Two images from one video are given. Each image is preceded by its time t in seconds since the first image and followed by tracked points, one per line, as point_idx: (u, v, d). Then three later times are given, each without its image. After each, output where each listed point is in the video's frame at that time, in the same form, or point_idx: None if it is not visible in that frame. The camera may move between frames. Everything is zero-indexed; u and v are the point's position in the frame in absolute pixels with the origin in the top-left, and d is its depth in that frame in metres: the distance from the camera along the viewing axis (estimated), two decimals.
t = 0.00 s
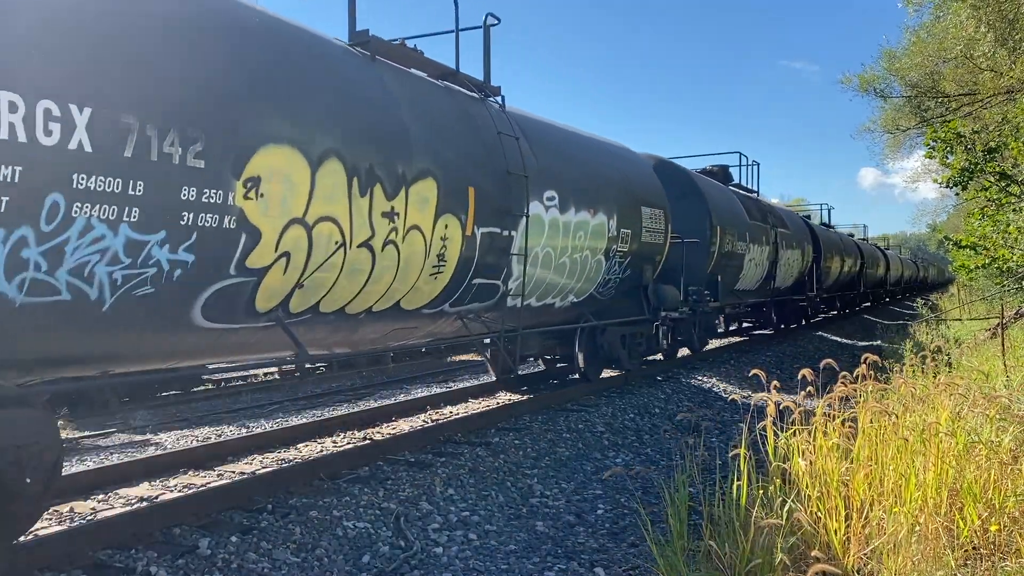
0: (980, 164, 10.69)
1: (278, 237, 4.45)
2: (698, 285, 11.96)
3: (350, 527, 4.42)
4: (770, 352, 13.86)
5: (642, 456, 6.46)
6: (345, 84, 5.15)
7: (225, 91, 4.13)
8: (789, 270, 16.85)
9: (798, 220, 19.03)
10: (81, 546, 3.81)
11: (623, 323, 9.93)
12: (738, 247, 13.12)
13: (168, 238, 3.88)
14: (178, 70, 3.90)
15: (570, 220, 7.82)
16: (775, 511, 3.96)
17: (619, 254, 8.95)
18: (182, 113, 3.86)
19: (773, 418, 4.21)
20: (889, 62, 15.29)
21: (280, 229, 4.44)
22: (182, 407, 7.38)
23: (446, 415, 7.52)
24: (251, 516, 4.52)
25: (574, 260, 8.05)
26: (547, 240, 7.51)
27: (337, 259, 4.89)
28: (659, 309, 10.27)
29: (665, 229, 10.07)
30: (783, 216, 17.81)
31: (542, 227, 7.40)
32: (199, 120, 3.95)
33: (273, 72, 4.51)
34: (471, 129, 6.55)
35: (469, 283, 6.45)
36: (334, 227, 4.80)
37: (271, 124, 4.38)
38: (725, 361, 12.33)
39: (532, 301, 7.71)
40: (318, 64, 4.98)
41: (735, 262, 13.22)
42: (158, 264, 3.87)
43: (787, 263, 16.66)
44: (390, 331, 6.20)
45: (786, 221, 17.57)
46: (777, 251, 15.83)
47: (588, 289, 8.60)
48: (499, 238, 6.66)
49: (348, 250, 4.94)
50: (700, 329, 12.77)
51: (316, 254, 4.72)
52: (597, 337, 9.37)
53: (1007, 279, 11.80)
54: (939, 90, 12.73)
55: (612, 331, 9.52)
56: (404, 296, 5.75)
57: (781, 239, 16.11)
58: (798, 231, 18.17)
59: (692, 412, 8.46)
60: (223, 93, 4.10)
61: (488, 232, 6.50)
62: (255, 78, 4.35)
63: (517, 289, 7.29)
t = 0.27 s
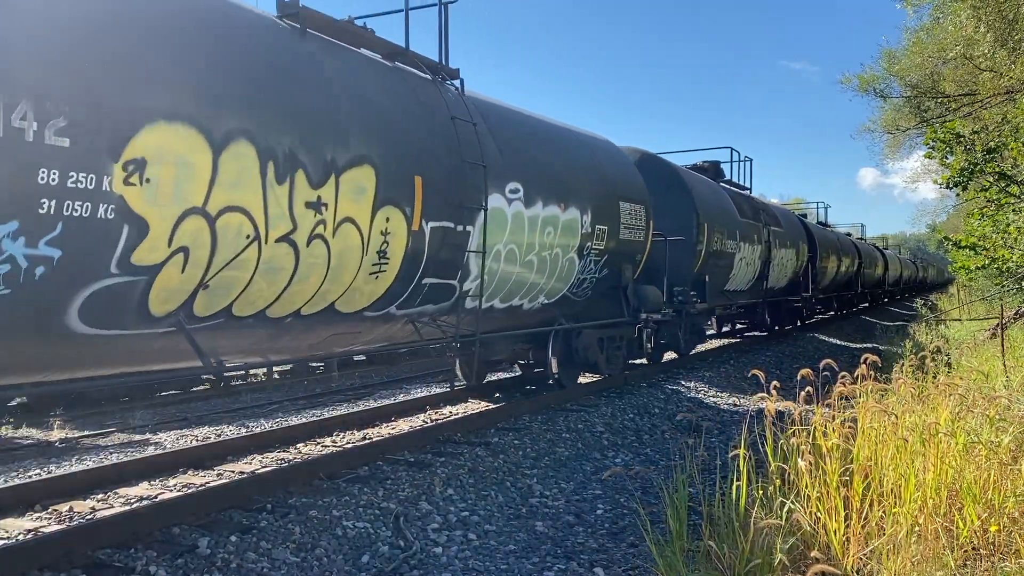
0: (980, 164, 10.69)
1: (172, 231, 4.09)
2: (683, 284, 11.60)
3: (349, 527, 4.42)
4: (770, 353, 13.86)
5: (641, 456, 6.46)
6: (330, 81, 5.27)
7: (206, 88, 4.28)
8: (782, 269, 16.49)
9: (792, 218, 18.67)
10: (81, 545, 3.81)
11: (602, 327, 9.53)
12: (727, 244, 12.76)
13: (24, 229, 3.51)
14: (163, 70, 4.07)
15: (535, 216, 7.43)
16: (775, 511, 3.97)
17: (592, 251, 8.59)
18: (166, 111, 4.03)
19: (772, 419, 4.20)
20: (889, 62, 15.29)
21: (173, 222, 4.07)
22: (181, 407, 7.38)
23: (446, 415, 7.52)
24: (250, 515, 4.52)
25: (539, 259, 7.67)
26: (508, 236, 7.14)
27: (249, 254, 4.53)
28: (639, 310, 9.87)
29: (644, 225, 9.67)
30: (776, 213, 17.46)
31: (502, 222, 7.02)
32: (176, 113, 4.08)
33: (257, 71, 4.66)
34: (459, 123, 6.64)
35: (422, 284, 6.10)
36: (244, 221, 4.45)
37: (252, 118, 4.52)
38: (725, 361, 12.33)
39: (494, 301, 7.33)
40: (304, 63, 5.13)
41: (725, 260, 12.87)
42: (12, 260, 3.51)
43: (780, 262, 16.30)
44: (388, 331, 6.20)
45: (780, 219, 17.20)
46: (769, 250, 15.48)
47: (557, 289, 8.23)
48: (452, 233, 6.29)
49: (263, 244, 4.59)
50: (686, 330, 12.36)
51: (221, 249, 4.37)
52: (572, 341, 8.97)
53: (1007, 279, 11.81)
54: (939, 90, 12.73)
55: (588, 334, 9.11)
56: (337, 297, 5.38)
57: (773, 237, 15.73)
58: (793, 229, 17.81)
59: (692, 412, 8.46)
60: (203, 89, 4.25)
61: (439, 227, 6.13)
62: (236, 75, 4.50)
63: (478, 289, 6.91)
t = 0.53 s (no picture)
0: (979, 164, 10.69)
1: (28, 222, 3.50)
2: (668, 285, 11.17)
3: (348, 527, 4.42)
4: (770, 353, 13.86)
5: (641, 456, 6.46)
6: (330, 83, 5.29)
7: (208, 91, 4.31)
8: (774, 268, 16.07)
9: (786, 215, 18.26)
10: (80, 545, 3.82)
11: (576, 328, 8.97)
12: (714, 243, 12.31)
13: None
14: (162, 70, 4.07)
15: (494, 210, 6.88)
16: (774, 512, 3.97)
17: (563, 249, 8.08)
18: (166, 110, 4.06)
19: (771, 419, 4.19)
20: (889, 63, 15.30)
21: (30, 209, 3.49)
22: (180, 407, 7.38)
23: (446, 415, 7.52)
24: (249, 515, 4.52)
25: (501, 256, 7.10)
26: (466, 232, 6.56)
27: (133, 247, 3.95)
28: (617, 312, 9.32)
29: (622, 222, 9.15)
30: (769, 211, 17.05)
31: (458, 216, 6.43)
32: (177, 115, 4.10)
33: (258, 74, 4.67)
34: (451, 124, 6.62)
35: (364, 284, 5.57)
36: (125, 211, 3.86)
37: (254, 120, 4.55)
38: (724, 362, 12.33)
39: (451, 303, 6.74)
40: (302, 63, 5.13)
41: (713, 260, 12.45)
42: None
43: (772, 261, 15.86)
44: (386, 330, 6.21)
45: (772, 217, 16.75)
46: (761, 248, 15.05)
47: (523, 288, 7.68)
48: (396, 228, 5.68)
49: (151, 237, 4.01)
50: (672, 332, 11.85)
51: (96, 242, 3.79)
52: (544, 346, 8.42)
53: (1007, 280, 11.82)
54: (938, 91, 12.73)
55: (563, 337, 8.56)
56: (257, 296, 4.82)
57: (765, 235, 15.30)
58: (786, 227, 17.39)
59: (691, 412, 8.46)
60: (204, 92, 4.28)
61: (379, 220, 5.53)
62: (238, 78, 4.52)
63: (432, 288, 6.35)
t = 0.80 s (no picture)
0: (979, 165, 10.68)
1: None
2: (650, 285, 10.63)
3: (348, 527, 4.42)
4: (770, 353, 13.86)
5: (640, 456, 6.46)
6: (333, 82, 5.25)
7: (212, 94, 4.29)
8: (768, 267, 15.52)
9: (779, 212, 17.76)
10: (79, 544, 3.82)
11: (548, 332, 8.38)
12: (702, 240, 11.77)
13: None
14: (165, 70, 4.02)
15: (448, 201, 6.24)
16: (774, 513, 3.97)
17: (529, 246, 7.48)
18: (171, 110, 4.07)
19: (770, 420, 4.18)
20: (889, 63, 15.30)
21: None
22: (180, 407, 7.38)
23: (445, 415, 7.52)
24: (249, 514, 4.52)
25: (455, 253, 6.43)
26: (412, 226, 5.88)
27: None
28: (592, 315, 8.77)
29: (596, 216, 8.58)
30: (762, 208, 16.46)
31: (403, 207, 5.75)
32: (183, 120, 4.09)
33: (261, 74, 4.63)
34: (435, 118, 6.36)
35: (287, 286, 4.92)
36: None
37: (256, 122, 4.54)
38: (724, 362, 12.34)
39: (398, 304, 6.06)
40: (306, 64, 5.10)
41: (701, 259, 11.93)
42: None
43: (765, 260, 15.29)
44: (387, 330, 6.21)
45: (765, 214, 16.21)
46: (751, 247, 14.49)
47: (484, 290, 7.04)
48: (324, 219, 4.99)
49: None
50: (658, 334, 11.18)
51: None
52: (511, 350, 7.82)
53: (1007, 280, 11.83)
54: (938, 91, 12.73)
55: (531, 341, 7.84)
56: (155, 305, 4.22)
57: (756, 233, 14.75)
58: (779, 225, 16.88)
59: (691, 413, 8.46)
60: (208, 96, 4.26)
61: (299, 209, 4.83)
62: (240, 82, 4.49)
63: (371, 287, 5.66)
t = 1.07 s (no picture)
0: (979, 165, 10.68)
1: None
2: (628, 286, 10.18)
3: (348, 527, 4.41)
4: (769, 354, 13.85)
5: (640, 457, 6.47)
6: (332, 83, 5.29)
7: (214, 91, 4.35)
8: (758, 268, 15.12)
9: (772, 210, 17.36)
10: (79, 544, 3.81)
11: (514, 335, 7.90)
12: (686, 239, 11.35)
13: None
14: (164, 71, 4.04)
15: (391, 191, 5.68)
16: (774, 513, 3.97)
17: (489, 246, 7.02)
18: (171, 110, 4.09)
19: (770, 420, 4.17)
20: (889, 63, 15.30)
21: None
22: (179, 407, 7.37)
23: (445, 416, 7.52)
24: (248, 514, 4.52)
25: (398, 249, 5.86)
26: (346, 218, 5.29)
27: None
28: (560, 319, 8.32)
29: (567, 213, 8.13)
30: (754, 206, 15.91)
31: (333, 198, 5.15)
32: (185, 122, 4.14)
33: (260, 75, 4.67)
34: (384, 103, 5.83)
35: (188, 287, 4.34)
36: None
37: (256, 120, 4.58)
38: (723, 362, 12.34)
39: (332, 306, 5.49)
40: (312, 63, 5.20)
41: (686, 259, 11.56)
42: None
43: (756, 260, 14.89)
44: (386, 331, 6.21)
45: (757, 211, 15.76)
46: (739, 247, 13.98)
47: (433, 290, 6.50)
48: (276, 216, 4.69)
49: None
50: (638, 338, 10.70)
51: None
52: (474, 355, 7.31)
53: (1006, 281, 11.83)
54: (939, 91, 12.74)
55: (497, 346, 7.38)
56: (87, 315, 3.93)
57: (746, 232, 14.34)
58: (772, 223, 16.45)
59: (690, 413, 8.47)
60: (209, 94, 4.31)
61: (199, 199, 4.25)
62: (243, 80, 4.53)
63: (296, 287, 5.07)
